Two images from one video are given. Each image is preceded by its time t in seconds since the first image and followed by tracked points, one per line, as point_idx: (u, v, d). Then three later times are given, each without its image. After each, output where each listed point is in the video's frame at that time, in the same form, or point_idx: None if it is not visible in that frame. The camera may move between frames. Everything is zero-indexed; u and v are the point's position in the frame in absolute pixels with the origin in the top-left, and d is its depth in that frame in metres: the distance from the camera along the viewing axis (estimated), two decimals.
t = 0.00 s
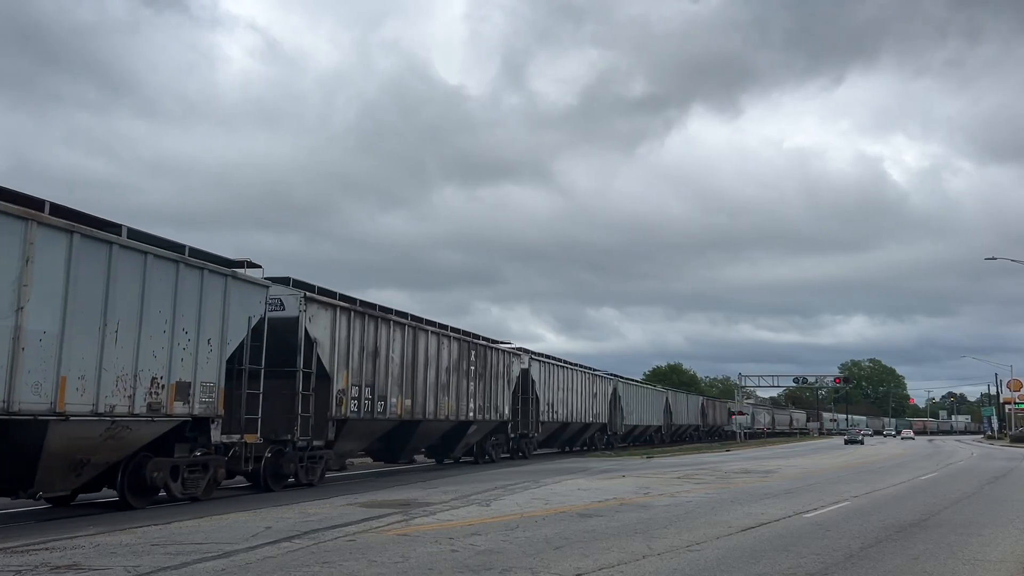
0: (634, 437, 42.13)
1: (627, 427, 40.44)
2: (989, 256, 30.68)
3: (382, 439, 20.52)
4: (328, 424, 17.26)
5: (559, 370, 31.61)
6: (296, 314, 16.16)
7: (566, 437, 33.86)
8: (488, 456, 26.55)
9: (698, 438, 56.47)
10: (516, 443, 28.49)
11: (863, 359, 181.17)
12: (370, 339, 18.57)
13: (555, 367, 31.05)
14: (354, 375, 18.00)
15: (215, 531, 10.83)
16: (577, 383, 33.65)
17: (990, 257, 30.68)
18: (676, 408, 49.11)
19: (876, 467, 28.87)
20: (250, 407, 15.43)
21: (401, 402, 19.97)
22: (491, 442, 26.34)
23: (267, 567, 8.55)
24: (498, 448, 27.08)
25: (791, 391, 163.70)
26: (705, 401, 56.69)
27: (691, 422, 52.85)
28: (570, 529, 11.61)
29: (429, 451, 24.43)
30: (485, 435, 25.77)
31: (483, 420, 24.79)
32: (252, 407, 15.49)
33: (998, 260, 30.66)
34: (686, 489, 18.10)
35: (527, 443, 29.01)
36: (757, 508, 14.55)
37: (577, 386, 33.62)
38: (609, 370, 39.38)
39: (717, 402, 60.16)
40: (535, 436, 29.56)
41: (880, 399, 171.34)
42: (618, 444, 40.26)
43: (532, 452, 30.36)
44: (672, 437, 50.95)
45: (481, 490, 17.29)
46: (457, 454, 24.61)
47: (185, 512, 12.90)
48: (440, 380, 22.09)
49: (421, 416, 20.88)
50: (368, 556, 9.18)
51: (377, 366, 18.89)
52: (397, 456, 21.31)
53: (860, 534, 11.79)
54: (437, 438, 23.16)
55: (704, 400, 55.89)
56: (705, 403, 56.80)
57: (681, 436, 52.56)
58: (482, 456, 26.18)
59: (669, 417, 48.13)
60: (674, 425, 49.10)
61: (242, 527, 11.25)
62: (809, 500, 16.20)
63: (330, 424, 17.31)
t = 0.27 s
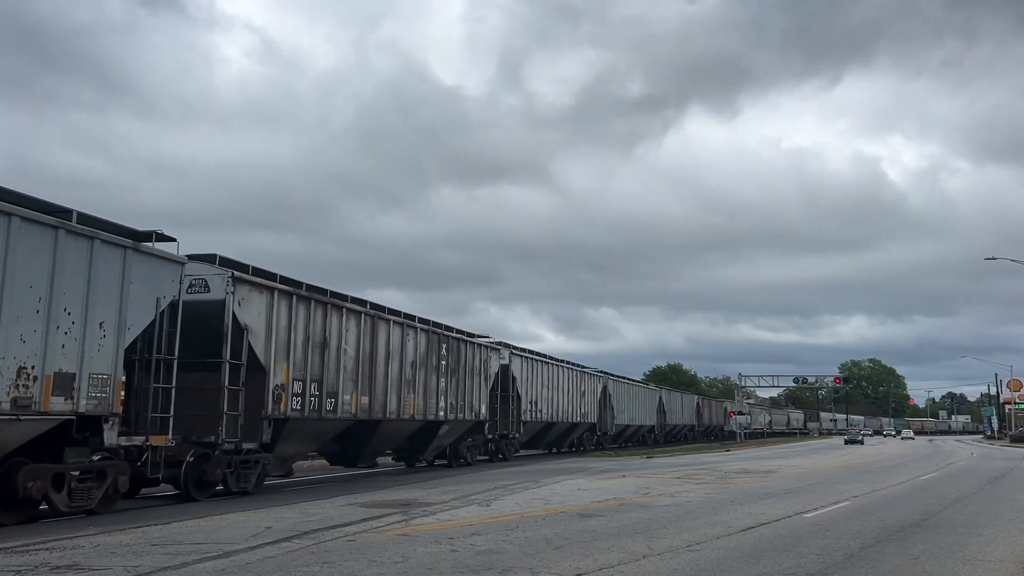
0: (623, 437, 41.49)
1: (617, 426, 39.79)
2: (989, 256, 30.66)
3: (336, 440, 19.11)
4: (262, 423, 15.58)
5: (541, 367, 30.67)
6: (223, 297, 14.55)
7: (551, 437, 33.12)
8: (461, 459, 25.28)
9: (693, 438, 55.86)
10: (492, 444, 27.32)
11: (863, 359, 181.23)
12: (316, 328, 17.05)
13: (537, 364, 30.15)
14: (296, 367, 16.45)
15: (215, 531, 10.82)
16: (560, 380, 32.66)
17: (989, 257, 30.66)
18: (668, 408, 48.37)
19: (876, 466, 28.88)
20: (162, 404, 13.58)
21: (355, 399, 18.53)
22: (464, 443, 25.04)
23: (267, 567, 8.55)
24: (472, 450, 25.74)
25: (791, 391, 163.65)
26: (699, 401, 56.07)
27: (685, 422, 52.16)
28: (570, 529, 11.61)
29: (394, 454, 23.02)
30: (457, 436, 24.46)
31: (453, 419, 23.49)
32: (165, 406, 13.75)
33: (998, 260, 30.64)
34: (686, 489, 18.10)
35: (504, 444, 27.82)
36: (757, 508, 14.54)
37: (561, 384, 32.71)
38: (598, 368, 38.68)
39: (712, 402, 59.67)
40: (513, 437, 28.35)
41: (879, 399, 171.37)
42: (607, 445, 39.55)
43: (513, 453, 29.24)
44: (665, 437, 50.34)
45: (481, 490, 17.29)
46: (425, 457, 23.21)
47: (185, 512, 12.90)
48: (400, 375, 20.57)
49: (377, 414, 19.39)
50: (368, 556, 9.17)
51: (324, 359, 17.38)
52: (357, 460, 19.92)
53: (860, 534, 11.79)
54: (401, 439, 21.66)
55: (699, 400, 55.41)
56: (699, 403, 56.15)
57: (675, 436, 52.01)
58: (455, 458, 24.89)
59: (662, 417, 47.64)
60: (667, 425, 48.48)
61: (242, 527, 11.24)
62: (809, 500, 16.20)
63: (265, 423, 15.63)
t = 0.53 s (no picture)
0: (614, 437, 40.38)
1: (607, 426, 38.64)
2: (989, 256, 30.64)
3: (282, 442, 16.98)
4: (175, 423, 13.34)
5: (525, 364, 29.19)
6: (122, 273, 12.36)
7: (537, 438, 31.81)
8: (435, 463, 23.34)
9: (686, 438, 54.92)
10: (469, 446, 25.43)
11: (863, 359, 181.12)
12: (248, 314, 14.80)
13: (521, 361, 28.71)
14: (222, 359, 14.20)
15: (215, 531, 10.83)
16: (546, 378, 31.13)
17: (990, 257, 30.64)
18: (661, 407, 47.27)
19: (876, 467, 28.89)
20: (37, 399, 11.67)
21: (299, 396, 16.23)
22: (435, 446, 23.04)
23: (267, 567, 8.55)
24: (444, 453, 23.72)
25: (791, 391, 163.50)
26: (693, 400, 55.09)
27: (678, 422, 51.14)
28: (570, 529, 11.62)
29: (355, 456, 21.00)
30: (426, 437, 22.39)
31: (421, 419, 21.33)
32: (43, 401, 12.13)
33: (998, 259, 30.63)
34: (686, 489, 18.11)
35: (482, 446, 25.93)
36: (757, 509, 14.55)
37: (547, 382, 31.21)
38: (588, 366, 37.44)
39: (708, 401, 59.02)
40: (494, 438, 26.54)
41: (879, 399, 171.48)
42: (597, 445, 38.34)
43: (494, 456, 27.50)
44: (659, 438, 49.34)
45: (481, 490, 17.30)
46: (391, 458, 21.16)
47: (185, 512, 12.90)
48: (355, 369, 18.33)
49: (327, 413, 17.15)
50: (368, 556, 9.18)
51: (260, 350, 15.12)
52: (306, 464, 17.77)
53: (860, 534, 11.79)
54: (360, 439, 19.49)
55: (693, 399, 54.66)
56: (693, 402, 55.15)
57: (669, 437, 51.14)
58: (425, 462, 22.89)
59: (654, 416, 46.74)
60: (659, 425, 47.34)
61: (242, 527, 11.25)
62: (809, 500, 16.20)
63: (179, 423, 13.39)
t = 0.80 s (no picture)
0: (604, 438, 38.91)
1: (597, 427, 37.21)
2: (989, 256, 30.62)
3: (212, 443, 14.63)
4: (54, 423, 10.80)
5: (508, 360, 27.49)
6: None
7: (521, 440, 30.16)
8: (399, 467, 21.12)
9: (680, 438, 53.67)
10: (441, 449, 23.30)
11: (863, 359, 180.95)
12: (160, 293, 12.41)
13: (502, 357, 26.98)
14: (121, 346, 11.73)
15: (215, 531, 10.83)
16: (530, 376, 29.35)
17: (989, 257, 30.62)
18: (653, 406, 45.89)
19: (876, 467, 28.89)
20: None
21: (225, 392, 13.77)
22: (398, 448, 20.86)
23: (267, 567, 8.55)
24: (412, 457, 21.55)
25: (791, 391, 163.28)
26: (687, 399, 53.86)
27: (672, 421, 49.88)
28: (570, 529, 11.62)
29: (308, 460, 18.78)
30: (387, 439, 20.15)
31: (380, 419, 19.14)
32: None
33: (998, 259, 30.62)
34: (686, 489, 18.10)
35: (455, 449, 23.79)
36: (757, 509, 14.54)
37: (532, 380, 29.49)
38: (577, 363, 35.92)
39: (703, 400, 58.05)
40: (467, 440, 24.46)
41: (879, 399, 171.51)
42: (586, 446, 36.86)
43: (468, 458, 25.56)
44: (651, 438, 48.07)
45: (481, 490, 17.30)
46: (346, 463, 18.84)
47: (186, 512, 12.91)
48: (297, 362, 15.99)
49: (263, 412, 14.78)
50: (368, 556, 9.18)
51: (175, 337, 12.70)
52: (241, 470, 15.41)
53: (860, 534, 11.79)
54: (308, 441, 17.16)
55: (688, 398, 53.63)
56: (686, 401, 53.86)
57: (662, 436, 49.93)
58: (389, 466, 20.68)
59: (647, 416, 45.53)
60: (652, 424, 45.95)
61: (242, 527, 11.25)
62: (809, 501, 16.19)
63: (59, 423, 10.84)
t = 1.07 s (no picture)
0: (594, 439, 37.67)
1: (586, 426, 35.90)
2: (989, 256, 30.62)
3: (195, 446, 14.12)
4: None
5: (488, 356, 26.05)
6: None
7: (503, 440, 28.71)
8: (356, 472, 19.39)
9: (674, 438, 52.48)
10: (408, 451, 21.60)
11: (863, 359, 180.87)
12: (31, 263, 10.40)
13: (481, 352, 25.54)
14: None
15: (215, 531, 10.82)
16: (511, 372, 27.89)
17: (989, 257, 30.61)
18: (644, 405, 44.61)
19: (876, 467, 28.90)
20: None
21: (121, 383, 11.72)
22: (354, 450, 19.04)
23: (267, 567, 8.55)
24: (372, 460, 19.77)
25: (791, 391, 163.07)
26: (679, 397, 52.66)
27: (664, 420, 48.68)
28: (570, 529, 11.62)
29: (249, 465, 16.93)
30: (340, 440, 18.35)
31: (330, 418, 17.35)
32: None
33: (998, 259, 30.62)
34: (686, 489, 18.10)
35: (424, 450, 22.13)
36: (757, 509, 14.54)
37: (514, 376, 28.04)
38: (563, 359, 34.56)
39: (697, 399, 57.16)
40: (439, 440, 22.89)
41: (879, 399, 171.58)
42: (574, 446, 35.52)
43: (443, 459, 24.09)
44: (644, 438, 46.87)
45: (481, 490, 17.30)
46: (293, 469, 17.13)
47: (186, 512, 12.91)
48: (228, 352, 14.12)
49: (178, 408, 12.84)
50: (368, 556, 9.18)
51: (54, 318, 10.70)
52: (157, 477, 13.50)
53: (860, 534, 11.79)
54: (243, 443, 15.37)
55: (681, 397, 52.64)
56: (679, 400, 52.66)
57: (655, 436, 48.81)
58: (344, 471, 18.90)
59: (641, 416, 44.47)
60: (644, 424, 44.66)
61: (242, 527, 11.25)
62: (809, 500, 16.19)
63: None
